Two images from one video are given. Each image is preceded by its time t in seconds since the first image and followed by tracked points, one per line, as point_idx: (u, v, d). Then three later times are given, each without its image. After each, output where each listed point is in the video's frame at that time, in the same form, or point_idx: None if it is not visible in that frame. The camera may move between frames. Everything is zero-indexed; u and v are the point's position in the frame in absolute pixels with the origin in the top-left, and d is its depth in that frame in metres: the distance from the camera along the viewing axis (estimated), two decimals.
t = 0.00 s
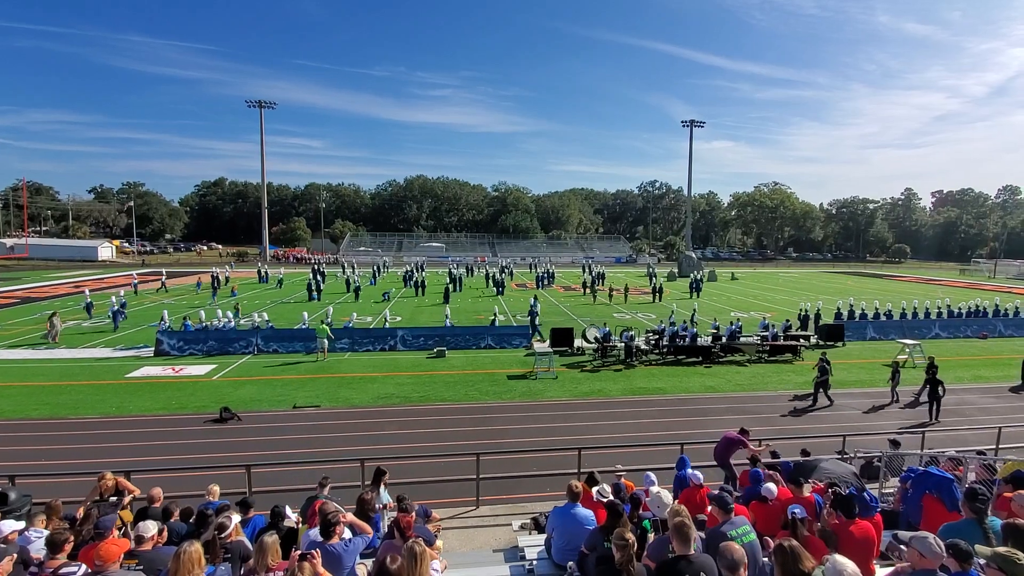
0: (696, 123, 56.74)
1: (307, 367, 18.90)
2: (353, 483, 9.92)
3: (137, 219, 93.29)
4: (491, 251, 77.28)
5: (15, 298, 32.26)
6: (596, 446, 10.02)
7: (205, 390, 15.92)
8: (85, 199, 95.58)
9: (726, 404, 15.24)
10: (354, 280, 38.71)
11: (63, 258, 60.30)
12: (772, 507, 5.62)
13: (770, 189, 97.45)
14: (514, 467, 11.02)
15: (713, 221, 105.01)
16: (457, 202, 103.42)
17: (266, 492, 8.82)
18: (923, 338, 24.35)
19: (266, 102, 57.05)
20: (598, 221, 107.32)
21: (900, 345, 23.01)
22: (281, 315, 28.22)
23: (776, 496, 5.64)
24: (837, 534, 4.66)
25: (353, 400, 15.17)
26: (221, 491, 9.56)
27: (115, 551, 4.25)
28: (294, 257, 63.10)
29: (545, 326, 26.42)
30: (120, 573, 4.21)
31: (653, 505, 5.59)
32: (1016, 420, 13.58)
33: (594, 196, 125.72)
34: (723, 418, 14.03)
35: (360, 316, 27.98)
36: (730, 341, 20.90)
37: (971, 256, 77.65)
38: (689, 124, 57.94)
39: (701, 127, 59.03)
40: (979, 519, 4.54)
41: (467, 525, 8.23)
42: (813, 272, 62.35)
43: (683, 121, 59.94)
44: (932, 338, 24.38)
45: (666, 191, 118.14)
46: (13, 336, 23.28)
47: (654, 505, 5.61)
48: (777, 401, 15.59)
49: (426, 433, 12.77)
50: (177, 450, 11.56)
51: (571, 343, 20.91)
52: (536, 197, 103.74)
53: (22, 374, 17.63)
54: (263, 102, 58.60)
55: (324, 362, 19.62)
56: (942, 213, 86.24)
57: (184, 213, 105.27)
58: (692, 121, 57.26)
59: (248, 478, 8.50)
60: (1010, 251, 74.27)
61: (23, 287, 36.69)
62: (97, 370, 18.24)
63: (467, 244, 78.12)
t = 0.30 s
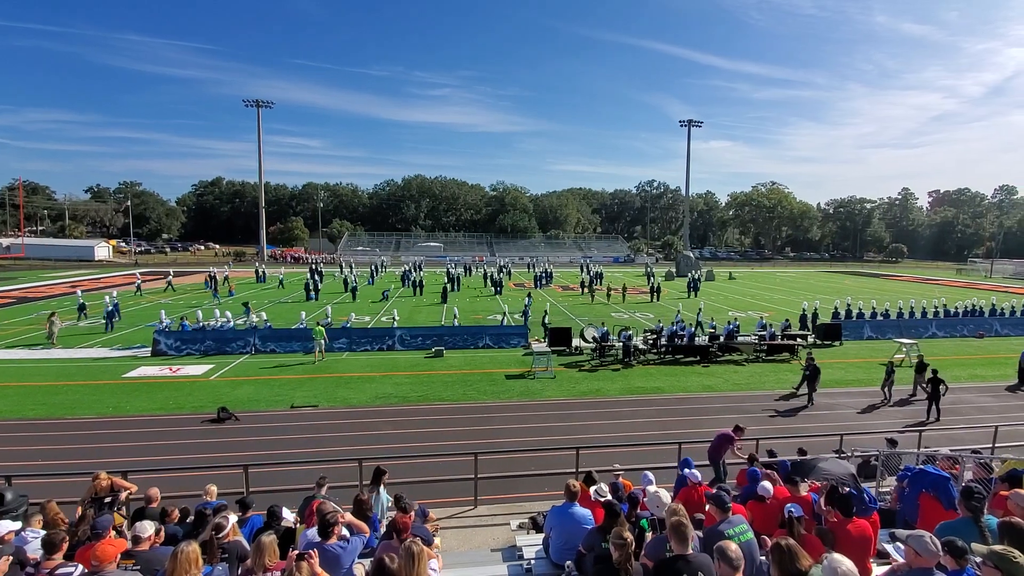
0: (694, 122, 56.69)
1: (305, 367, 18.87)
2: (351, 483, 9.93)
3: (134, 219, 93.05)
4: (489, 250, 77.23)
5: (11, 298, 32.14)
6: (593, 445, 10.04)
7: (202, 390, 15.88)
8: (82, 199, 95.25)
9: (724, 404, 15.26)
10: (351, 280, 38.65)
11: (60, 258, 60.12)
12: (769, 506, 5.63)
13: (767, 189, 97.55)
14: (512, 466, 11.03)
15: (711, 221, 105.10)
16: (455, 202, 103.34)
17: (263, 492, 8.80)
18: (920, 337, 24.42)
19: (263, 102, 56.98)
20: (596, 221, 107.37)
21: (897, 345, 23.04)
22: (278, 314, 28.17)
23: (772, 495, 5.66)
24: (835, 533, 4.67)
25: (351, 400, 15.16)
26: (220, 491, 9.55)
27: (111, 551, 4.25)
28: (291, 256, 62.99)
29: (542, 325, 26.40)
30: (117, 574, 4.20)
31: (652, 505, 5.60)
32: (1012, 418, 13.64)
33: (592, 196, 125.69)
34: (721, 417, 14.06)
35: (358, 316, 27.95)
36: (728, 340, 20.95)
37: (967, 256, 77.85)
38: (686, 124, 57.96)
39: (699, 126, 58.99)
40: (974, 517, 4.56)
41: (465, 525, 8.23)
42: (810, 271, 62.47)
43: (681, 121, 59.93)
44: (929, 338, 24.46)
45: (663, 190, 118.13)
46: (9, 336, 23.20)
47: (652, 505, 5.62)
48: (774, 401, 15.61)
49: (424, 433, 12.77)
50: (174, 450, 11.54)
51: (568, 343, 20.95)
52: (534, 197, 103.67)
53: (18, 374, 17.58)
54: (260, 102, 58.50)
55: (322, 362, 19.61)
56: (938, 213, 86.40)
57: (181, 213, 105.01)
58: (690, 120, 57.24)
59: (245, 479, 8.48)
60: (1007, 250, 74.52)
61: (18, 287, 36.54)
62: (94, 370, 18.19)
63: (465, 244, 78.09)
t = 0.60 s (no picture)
0: (692, 122, 56.66)
1: (301, 367, 18.84)
2: (348, 482, 9.93)
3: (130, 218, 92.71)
4: (486, 250, 77.19)
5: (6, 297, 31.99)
6: (591, 445, 10.04)
7: (199, 390, 15.84)
8: (78, 199, 94.82)
9: (720, 403, 15.28)
10: (349, 280, 38.58)
11: (56, 257, 59.91)
12: (765, 505, 5.64)
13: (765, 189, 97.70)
14: (509, 466, 11.03)
15: (709, 221, 105.25)
16: (452, 202, 103.24)
17: (259, 492, 8.76)
18: (916, 337, 24.50)
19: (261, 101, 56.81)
20: (594, 221, 107.41)
21: (893, 344, 23.08)
22: (275, 314, 28.12)
23: (769, 494, 5.66)
24: (831, 531, 4.68)
25: (348, 400, 15.14)
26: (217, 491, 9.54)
27: (107, 551, 4.24)
28: (289, 256, 62.85)
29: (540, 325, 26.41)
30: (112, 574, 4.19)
31: (649, 505, 5.60)
32: (1008, 417, 13.69)
33: (589, 195, 125.69)
34: (718, 417, 14.09)
35: (355, 316, 27.91)
36: (725, 340, 21.00)
37: (963, 256, 78.13)
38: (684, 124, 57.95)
39: (697, 126, 58.98)
40: (971, 516, 4.57)
41: (462, 525, 8.22)
42: (807, 271, 62.61)
43: (678, 121, 59.95)
44: (925, 337, 24.54)
45: (661, 190, 118.19)
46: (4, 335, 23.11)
47: (650, 503, 5.62)
48: (770, 400, 15.64)
49: (422, 432, 12.75)
50: (170, 450, 11.50)
51: (566, 342, 20.97)
52: (532, 197, 103.64)
53: (13, 374, 17.50)
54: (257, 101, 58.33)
55: (319, 361, 19.57)
56: (935, 213, 86.72)
57: (178, 212, 104.69)
58: (688, 120, 57.24)
59: (242, 478, 8.45)
60: (1003, 251, 74.87)
61: (14, 286, 36.37)
62: (90, 370, 18.12)
63: (463, 244, 78.03)
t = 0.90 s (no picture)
0: (690, 121, 56.67)
1: (299, 366, 18.81)
2: (346, 481, 9.94)
3: (127, 217, 92.49)
4: (484, 249, 77.18)
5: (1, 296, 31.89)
6: (588, 444, 10.05)
7: (195, 389, 15.83)
8: (74, 197, 94.43)
9: (717, 402, 15.30)
10: (346, 279, 38.55)
11: (52, 256, 59.69)
12: (762, 503, 5.65)
13: (762, 188, 97.93)
14: (507, 464, 11.05)
15: (706, 220, 105.44)
16: (450, 201, 103.16)
17: (257, 491, 8.76)
18: (912, 336, 24.61)
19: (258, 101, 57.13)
20: (592, 220, 107.48)
21: (890, 343, 23.15)
22: (273, 312, 28.15)
23: (766, 491, 5.68)
24: (828, 528, 4.70)
25: (346, 398, 15.14)
26: (214, 490, 9.54)
27: (103, 550, 4.23)
28: (286, 254, 62.78)
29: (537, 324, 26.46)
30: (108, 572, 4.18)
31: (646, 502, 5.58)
32: (1003, 416, 13.76)
33: (587, 195, 125.76)
34: (715, 415, 14.14)
35: (353, 315, 27.91)
36: (722, 339, 21.08)
37: (959, 255, 78.45)
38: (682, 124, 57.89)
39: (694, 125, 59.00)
40: (966, 513, 4.60)
41: (460, 523, 8.23)
42: (804, 270, 62.81)
43: (676, 120, 59.99)
44: (921, 336, 24.66)
45: (658, 189, 118.23)
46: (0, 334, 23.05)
47: (647, 501, 5.63)
48: (768, 399, 15.72)
49: (421, 431, 12.77)
50: (166, 449, 11.49)
51: (563, 341, 21.02)
52: (529, 196, 103.67)
53: (9, 373, 17.47)
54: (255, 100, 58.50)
55: (318, 360, 19.60)
56: (931, 213, 87.07)
57: (174, 211, 104.46)
58: (686, 120, 57.32)
59: (241, 478, 8.45)
60: (998, 250, 75.34)
61: (10, 285, 36.24)
62: (86, 368, 18.09)
63: (460, 243, 78.04)
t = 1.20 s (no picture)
0: (689, 120, 56.67)
1: (299, 364, 18.79)
2: (346, 479, 9.98)
3: (126, 215, 92.34)
4: (483, 248, 77.23)
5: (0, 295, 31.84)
6: (588, 442, 10.06)
7: (194, 387, 15.85)
8: (73, 195, 94.24)
9: (715, 401, 15.33)
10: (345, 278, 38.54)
11: (50, 254, 59.64)
12: (761, 501, 5.67)
13: (761, 187, 98.05)
14: (506, 463, 11.07)
15: (705, 219, 105.54)
16: (449, 199, 103.11)
17: (258, 489, 8.79)
18: (910, 334, 24.67)
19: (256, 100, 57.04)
20: (591, 219, 107.52)
21: (888, 342, 23.22)
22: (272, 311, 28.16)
23: (765, 490, 5.70)
24: (826, 525, 4.73)
25: (345, 397, 15.15)
26: (214, 488, 9.56)
27: (101, 549, 4.25)
28: (285, 253, 62.75)
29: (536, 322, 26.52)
30: (108, 570, 4.20)
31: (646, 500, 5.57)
32: (1001, 414, 13.80)
33: (586, 194, 125.86)
34: (714, 414, 14.15)
35: (352, 313, 27.93)
36: (721, 337, 21.11)
37: (957, 254, 78.66)
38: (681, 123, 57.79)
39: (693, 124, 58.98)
40: (965, 510, 4.62)
41: (459, 521, 8.24)
42: (803, 269, 62.88)
43: (674, 119, 60.00)
44: (919, 335, 24.73)
45: (658, 187, 118.27)
46: None
47: (647, 499, 5.60)
48: (767, 397, 15.73)
49: (421, 429, 12.79)
50: (166, 448, 11.51)
51: (563, 340, 21.05)
52: (528, 194, 103.69)
53: (8, 372, 17.48)
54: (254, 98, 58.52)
55: (318, 358, 19.63)
56: (930, 211, 87.19)
57: (173, 209, 104.34)
58: (686, 118, 57.37)
59: (239, 476, 8.46)
60: (995, 249, 75.72)
61: (8, 284, 36.21)
62: (85, 367, 18.09)
63: (460, 241, 78.04)
